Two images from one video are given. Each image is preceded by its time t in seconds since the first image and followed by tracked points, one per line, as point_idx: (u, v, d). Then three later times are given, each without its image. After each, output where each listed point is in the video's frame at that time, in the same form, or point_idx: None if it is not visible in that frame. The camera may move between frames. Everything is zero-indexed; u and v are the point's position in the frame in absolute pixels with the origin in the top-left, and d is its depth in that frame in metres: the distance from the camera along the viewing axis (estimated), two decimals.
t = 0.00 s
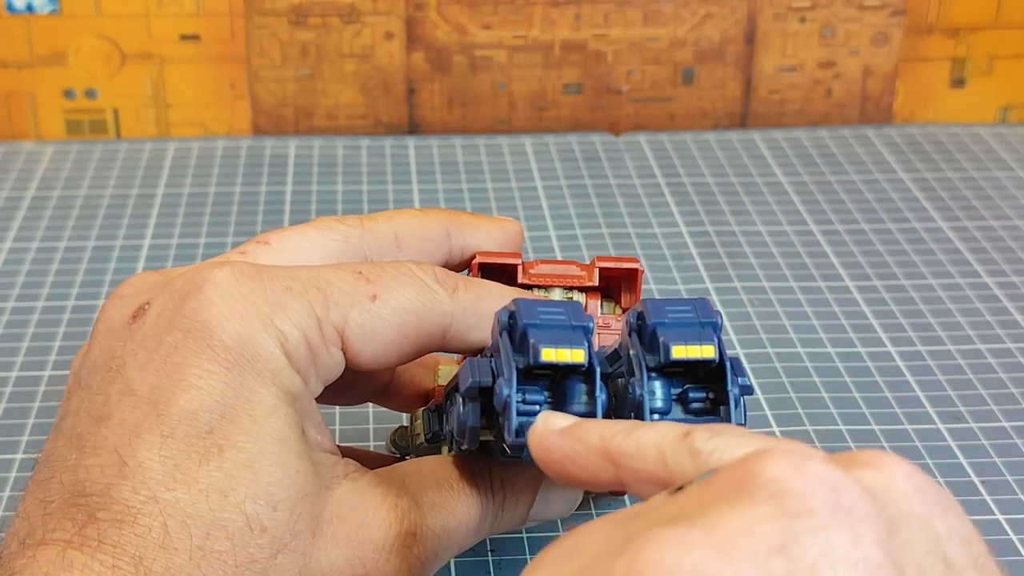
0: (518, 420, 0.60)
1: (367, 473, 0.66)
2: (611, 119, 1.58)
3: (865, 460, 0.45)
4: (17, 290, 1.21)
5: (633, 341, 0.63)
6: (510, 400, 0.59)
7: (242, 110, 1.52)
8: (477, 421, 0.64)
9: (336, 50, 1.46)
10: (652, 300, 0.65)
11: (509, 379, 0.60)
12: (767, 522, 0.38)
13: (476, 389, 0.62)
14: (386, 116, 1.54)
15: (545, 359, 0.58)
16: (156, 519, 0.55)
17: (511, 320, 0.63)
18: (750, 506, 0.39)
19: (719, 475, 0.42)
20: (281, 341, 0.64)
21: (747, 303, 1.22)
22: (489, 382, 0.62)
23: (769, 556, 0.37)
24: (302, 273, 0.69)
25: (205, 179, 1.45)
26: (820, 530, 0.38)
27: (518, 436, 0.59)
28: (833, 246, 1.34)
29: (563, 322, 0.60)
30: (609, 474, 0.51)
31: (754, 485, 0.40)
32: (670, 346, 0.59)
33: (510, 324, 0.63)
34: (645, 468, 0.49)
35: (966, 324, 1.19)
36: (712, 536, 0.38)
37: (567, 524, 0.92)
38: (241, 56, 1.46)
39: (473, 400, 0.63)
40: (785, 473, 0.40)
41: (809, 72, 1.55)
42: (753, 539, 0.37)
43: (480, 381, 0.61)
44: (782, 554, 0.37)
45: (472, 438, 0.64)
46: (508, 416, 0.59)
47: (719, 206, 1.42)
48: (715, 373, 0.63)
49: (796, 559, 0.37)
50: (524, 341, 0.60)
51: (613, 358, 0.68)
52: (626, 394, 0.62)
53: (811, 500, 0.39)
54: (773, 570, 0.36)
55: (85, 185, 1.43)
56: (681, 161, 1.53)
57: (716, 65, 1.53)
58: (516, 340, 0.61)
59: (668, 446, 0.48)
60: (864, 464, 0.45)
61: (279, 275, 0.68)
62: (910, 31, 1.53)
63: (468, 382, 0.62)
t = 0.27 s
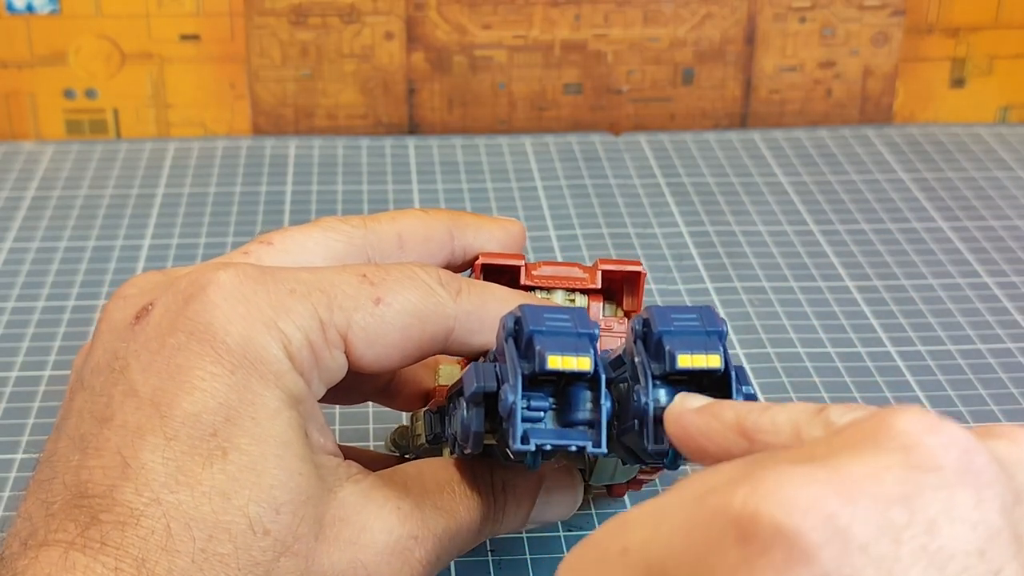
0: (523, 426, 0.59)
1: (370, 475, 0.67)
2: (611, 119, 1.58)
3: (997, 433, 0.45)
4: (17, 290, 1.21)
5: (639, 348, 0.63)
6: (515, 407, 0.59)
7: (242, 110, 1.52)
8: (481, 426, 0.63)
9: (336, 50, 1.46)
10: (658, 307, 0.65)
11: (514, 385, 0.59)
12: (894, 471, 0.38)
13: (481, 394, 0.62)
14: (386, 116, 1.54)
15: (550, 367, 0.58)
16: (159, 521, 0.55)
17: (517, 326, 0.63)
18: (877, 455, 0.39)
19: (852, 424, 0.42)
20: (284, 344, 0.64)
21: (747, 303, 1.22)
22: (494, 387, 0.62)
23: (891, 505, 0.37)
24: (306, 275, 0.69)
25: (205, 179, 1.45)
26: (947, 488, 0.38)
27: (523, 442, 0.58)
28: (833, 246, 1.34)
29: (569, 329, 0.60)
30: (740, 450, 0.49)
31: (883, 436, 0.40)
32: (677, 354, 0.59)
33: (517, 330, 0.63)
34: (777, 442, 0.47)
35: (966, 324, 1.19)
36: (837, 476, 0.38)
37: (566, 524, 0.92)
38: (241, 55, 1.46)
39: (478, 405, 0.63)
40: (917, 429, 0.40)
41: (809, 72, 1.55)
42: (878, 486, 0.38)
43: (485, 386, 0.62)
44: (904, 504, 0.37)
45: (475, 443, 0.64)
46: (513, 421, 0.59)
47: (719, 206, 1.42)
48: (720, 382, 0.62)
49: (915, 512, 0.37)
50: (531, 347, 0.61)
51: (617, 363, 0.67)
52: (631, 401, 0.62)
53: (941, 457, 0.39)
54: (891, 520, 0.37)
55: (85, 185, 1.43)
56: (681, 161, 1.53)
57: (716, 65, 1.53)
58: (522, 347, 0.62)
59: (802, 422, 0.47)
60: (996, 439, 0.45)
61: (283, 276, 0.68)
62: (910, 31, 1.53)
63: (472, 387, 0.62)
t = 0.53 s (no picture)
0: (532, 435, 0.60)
1: (376, 480, 0.66)
2: (611, 119, 1.58)
3: (968, 441, 0.44)
4: (17, 290, 1.21)
5: (649, 358, 0.63)
6: (525, 416, 0.58)
7: (242, 110, 1.52)
8: (490, 434, 0.64)
9: (336, 50, 1.46)
10: (669, 317, 0.65)
11: (524, 395, 0.59)
12: (858, 482, 0.37)
13: (490, 403, 0.62)
14: (386, 116, 1.54)
15: (561, 377, 0.57)
16: (164, 525, 0.55)
17: (527, 335, 0.62)
18: (844, 463, 0.37)
19: (819, 430, 0.41)
20: (292, 349, 0.64)
21: (747, 303, 1.22)
22: (504, 396, 0.62)
23: (854, 516, 0.36)
24: (315, 279, 0.69)
25: (205, 179, 1.45)
26: (914, 498, 0.37)
27: (533, 452, 0.58)
28: (832, 246, 1.34)
29: (579, 339, 0.60)
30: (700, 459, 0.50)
31: (850, 445, 0.38)
32: (687, 366, 0.59)
33: (526, 339, 0.62)
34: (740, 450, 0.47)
35: (966, 324, 1.19)
36: (801, 489, 0.36)
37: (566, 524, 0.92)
38: (241, 55, 1.46)
39: (487, 413, 0.64)
40: (884, 437, 0.39)
41: (809, 72, 1.55)
42: (842, 497, 0.36)
43: (495, 395, 0.62)
44: (869, 515, 0.36)
45: (484, 450, 0.65)
46: (522, 431, 0.59)
47: (719, 206, 1.42)
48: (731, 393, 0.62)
49: (881, 523, 0.36)
50: (541, 357, 0.60)
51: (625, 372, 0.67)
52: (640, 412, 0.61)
53: (909, 467, 0.38)
54: (856, 531, 0.36)
55: (85, 185, 1.43)
56: (681, 161, 1.53)
57: (716, 65, 1.53)
58: (532, 356, 0.61)
59: (766, 432, 0.46)
60: (969, 446, 0.43)
61: (293, 280, 0.68)
62: (910, 31, 1.53)
63: (482, 396, 0.62)
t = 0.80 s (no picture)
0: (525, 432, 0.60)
1: (372, 476, 0.66)
2: (611, 119, 1.58)
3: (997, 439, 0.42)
4: (17, 290, 1.21)
5: (642, 352, 0.63)
6: (518, 413, 0.59)
7: (242, 110, 1.52)
8: (484, 432, 0.64)
9: (336, 50, 1.46)
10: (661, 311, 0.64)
11: (516, 391, 0.59)
12: (894, 476, 0.35)
13: (484, 400, 0.62)
14: (386, 116, 1.54)
15: (552, 373, 0.58)
16: (158, 522, 0.55)
17: (519, 332, 0.62)
18: (874, 455, 0.36)
19: (845, 428, 0.39)
20: (284, 344, 0.64)
21: (747, 303, 1.22)
22: (497, 393, 0.62)
23: (888, 511, 0.34)
24: (306, 275, 0.68)
25: (205, 179, 1.45)
26: (952, 492, 0.35)
27: (526, 448, 0.59)
28: (832, 246, 1.34)
29: (571, 335, 0.60)
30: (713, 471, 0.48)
31: (885, 440, 0.37)
32: (679, 360, 0.59)
33: (518, 336, 0.62)
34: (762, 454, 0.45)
35: (966, 324, 1.19)
36: (838, 486, 0.35)
37: (566, 525, 0.92)
38: (241, 55, 1.46)
39: (480, 411, 0.64)
40: (918, 433, 0.37)
41: (809, 72, 1.55)
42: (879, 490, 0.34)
43: (488, 392, 0.62)
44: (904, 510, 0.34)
45: (478, 448, 0.64)
46: (516, 427, 0.59)
47: (718, 206, 1.42)
48: (724, 386, 0.62)
49: (915, 518, 0.34)
50: (532, 353, 0.60)
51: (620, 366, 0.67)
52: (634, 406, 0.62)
53: (946, 461, 0.36)
54: (890, 526, 0.34)
55: (85, 185, 1.43)
56: (681, 161, 1.53)
57: (716, 65, 1.53)
58: (524, 352, 0.61)
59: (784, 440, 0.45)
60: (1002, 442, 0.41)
61: (283, 276, 0.68)
62: (910, 31, 1.52)
63: (475, 394, 0.62)
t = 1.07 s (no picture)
0: (517, 434, 0.60)
1: (369, 471, 0.66)
2: (611, 119, 1.58)
3: None
4: (17, 290, 1.21)
5: (635, 351, 0.62)
6: (510, 415, 0.59)
7: (242, 110, 1.52)
8: (477, 432, 0.64)
9: (336, 50, 1.46)
10: (655, 308, 0.64)
11: (509, 394, 0.59)
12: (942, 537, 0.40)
13: (476, 400, 0.62)
14: (386, 116, 1.54)
15: (544, 376, 0.58)
16: (155, 521, 0.55)
17: (511, 332, 0.62)
18: (925, 521, 0.41)
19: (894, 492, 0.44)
20: (278, 339, 0.63)
21: (747, 303, 1.22)
22: (490, 394, 0.61)
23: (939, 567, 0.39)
24: (298, 269, 0.68)
25: (205, 179, 1.45)
26: (992, 553, 0.41)
27: (518, 451, 0.59)
28: (832, 246, 1.34)
29: (562, 336, 0.60)
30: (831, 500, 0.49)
31: (929, 503, 0.42)
32: (671, 362, 0.59)
33: (511, 336, 0.62)
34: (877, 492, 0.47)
35: (966, 324, 1.19)
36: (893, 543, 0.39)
37: (566, 524, 0.92)
38: (241, 56, 1.46)
39: (473, 411, 0.63)
40: (961, 498, 0.42)
41: (809, 72, 1.55)
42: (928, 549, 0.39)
43: (481, 393, 0.61)
44: (951, 569, 0.39)
45: (472, 448, 0.64)
46: (508, 429, 0.59)
47: (719, 206, 1.42)
48: (717, 385, 0.62)
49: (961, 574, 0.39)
50: (525, 355, 0.60)
51: (614, 361, 0.66)
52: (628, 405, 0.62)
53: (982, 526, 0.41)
54: None
55: (85, 185, 1.43)
56: (681, 161, 1.53)
57: (716, 65, 1.53)
58: (516, 353, 0.61)
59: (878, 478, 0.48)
60: None
61: (275, 272, 0.67)
62: (910, 31, 1.53)
63: (467, 394, 0.62)
